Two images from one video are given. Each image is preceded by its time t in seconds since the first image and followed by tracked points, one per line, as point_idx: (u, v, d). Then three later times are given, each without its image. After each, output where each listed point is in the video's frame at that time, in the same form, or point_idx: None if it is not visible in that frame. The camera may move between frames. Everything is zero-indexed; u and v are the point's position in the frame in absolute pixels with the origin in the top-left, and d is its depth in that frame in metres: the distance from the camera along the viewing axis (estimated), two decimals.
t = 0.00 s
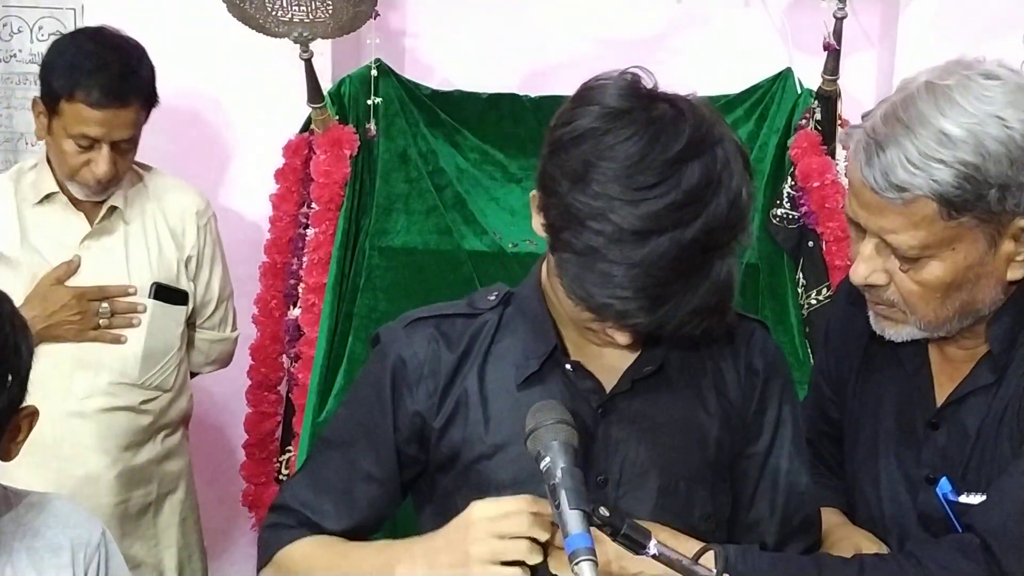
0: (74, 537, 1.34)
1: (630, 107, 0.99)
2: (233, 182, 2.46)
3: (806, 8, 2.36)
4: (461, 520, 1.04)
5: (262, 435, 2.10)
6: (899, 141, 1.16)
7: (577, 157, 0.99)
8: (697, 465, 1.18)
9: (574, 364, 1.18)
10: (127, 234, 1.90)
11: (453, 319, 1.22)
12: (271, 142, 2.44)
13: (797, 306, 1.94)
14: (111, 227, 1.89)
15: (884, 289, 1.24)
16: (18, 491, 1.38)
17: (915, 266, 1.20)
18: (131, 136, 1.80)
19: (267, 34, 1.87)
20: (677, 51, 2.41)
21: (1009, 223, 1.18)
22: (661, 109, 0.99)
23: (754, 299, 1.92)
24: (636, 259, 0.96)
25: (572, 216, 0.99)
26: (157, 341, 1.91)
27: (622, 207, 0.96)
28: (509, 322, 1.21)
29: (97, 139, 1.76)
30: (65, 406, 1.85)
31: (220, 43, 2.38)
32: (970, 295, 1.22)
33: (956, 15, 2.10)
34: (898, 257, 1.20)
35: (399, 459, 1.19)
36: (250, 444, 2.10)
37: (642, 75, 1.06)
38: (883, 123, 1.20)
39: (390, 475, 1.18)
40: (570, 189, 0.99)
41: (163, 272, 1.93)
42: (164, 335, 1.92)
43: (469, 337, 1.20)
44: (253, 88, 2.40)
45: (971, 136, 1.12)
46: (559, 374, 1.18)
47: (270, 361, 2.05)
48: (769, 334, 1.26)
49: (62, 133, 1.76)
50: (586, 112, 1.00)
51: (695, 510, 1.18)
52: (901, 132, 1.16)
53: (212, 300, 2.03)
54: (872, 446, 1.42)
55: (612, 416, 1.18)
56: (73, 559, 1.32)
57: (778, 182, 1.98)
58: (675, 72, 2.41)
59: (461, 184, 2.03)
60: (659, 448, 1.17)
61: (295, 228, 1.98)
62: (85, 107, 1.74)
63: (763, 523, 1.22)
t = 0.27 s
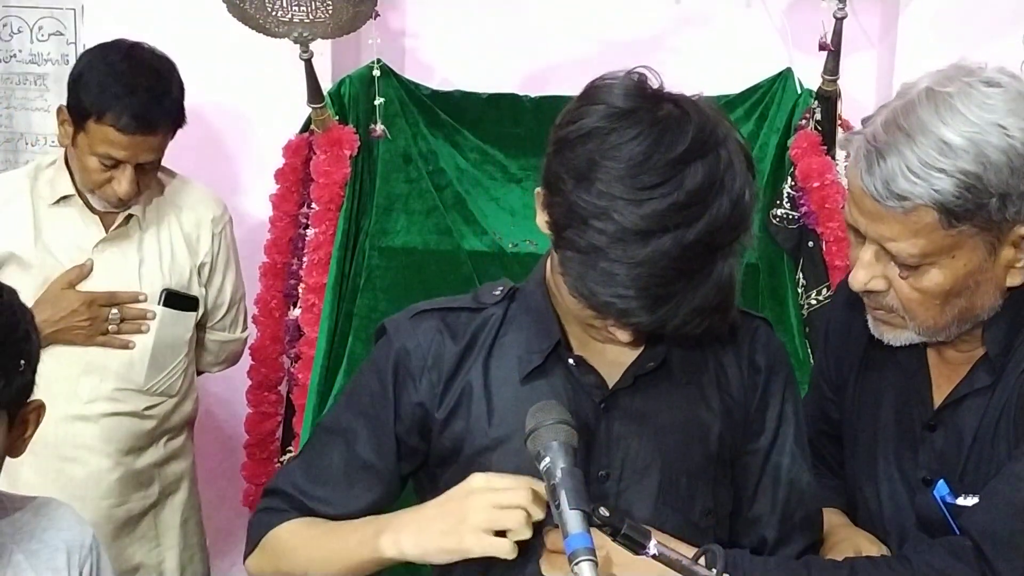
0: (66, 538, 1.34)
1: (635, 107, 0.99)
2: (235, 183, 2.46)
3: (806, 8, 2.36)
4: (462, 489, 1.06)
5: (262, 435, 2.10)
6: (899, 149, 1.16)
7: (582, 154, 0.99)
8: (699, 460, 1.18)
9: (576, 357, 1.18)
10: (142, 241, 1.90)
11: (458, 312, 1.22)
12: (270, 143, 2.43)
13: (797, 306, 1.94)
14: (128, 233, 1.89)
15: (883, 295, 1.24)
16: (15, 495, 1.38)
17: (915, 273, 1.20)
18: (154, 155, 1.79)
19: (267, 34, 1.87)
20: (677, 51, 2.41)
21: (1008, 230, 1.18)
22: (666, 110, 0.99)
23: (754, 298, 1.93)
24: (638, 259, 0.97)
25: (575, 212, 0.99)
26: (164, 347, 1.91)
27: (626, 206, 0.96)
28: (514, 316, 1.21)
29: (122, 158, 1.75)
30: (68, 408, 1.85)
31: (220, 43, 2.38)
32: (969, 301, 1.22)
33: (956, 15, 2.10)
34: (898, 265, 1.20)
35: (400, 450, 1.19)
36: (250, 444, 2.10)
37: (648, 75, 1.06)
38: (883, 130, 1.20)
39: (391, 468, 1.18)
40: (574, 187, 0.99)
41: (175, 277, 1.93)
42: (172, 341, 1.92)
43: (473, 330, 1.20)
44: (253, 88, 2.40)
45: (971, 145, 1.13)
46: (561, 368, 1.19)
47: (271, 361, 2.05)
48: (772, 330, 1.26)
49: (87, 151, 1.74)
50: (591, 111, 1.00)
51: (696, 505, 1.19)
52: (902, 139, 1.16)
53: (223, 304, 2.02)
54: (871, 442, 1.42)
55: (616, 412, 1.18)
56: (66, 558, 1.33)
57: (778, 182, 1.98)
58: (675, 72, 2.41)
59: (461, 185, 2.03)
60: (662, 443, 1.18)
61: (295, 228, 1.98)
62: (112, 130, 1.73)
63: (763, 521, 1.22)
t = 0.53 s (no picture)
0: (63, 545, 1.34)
1: (630, 103, 0.99)
2: (234, 183, 2.46)
3: (806, 8, 2.36)
4: (469, 487, 1.05)
5: (263, 435, 2.10)
6: (899, 153, 1.16)
7: (578, 150, 0.99)
8: (696, 456, 1.19)
9: (575, 353, 1.18)
10: (127, 246, 1.87)
11: (456, 309, 1.22)
12: (270, 143, 2.43)
13: (796, 306, 1.94)
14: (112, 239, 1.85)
15: (883, 297, 1.25)
16: (7, 502, 1.37)
17: (915, 276, 1.20)
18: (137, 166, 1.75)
19: (267, 34, 1.87)
20: (677, 51, 2.41)
21: (1009, 234, 1.18)
22: (661, 106, 0.99)
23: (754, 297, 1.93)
24: (633, 255, 0.97)
25: (571, 209, 0.99)
26: (154, 350, 1.89)
27: (622, 202, 0.96)
28: (512, 313, 1.21)
29: (106, 170, 1.71)
30: (63, 413, 1.81)
31: (220, 43, 2.38)
32: (969, 303, 1.22)
33: (955, 15, 2.10)
34: (898, 267, 1.20)
35: (400, 447, 1.19)
36: (250, 445, 2.10)
37: (641, 73, 1.06)
38: (883, 133, 1.20)
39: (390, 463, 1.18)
40: (570, 184, 0.99)
41: (160, 279, 1.91)
42: (161, 344, 1.90)
43: (471, 327, 1.20)
44: (253, 88, 2.40)
45: (971, 150, 1.12)
46: (560, 365, 1.19)
47: (271, 361, 2.05)
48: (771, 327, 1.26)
49: (71, 162, 1.70)
50: (587, 107, 1.00)
51: (694, 500, 1.19)
52: (902, 143, 1.16)
53: (206, 304, 2.01)
54: (871, 441, 1.42)
55: (615, 407, 1.19)
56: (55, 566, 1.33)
57: (778, 181, 1.98)
58: (675, 72, 2.41)
59: (461, 184, 2.03)
60: (662, 439, 1.18)
61: (295, 228, 1.98)
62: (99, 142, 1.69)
63: (762, 519, 1.22)
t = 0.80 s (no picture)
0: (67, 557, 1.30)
1: (624, 103, 0.99)
2: (233, 183, 2.46)
3: (806, 8, 2.36)
4: (446, 477, 1.04)
5: (262, 435, 2.09)
6: (897, 154, 1.16)
7: (571, 149, 0.99)
8: (694, 455, 1.19)
9: (574, 352, 1.18)
10: (99, 247, 1.82)
11: (454, 307, 1.22)
12: (270, 143, 2.44)
13: (797, 306, 1.94)
14: (82, 242, 1.80)
15: (882, 298, 1.25)
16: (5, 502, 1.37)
17: (914, 277, 1.20)
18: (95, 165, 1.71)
19: (267, 34, 1.87)
20: (677, 51, 2.40)
21: (1007, 235, 1.18)
22: (656, 106, 0.99)
23: (754, 297, 1.94)
24: (626, 254, 0.97)
25: (564, 208, 0.99)
26: (138, 346, 1.89)
27: (613, 202, 0.96)
28: (511, 311, 1.21)
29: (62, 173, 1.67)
30: (60, 416, 1.80)
31: (220, 43, 2.38)
32: (967, 304, 1.22)
33: (955, 15, 2.10)
34: (897, 268, 1.20)
35: (398, 446, 1.19)
36: (250, 444, 2.10)
37: (639, 73, 1.06)
38: (881, 133, 1.20)
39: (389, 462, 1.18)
40: (563, 183, 0.99)
41: (137, 275, 1.89)
42: (144, 338, 1.90)
43: (470, 325, 1.20)
44: (252, 89, 2.40)
45: (970, 151, 1.12)
46: (558, 364, 1.19)
47: (270, 361, 2.05)
48: (769, 327, 1.26)
49: (26, 169, 1.66)
50: (582, 107, 1.00)
51: (691, 499, 1.19)
52: (901, 144, 1.16)
53: (177, 294, 2.01)
54: (869, 440, 1.42)
55: (612, 406, 1.18)
56: None
57: (778, 181, 1.98)
58: (675, 72, 2.41)
59: (461, 184, 2.03)
60: (660, 438, 1.18)
61: (295, 228, 1.98)
62: (49, 147, 1.64)
63: (761, 519, 1.22)
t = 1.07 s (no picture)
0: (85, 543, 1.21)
1: (630, 104, 0.99)
2: (232, 184, 2.46)
3: (806, 9, 2.36)
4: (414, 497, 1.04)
5: (262, 436, 2.09)
6: (890, 156, 1.16)
7: (575, 147, 0.99)
8: (692, 457, 1.19)
9: (571, 353, 1.18)
10: (78, 256, 1.80)
11: (452, 307, 1.22)
12: (270, 143, 2.44)
13: (797, 306, 1.94)
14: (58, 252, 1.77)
15: (875, 299, 1.25)
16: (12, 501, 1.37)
17: (907, 278, 1.20)
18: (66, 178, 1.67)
19: (267, 33, 1.87)
20: (677, 51, 2.41)
21: (1000, 237, 1.18)
22: (662, 107, 1.00)
23: (754, 298, 1.93)
24: (627, 255, 0.96)
25: (567, 208, 0.99)
26: (122, 352, 1.88)
27: (615, 202, 0.96)
28: (509, 311, 1.20)
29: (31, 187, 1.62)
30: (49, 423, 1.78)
31: (220, 43, 2.38)
32: (961, 306, 1.22)
33: (956, 16, 2.10)
34: (890, 269, 1.20)
35: (395, 446, 1.19)
36: (250, 445, 2.10)
37: (647, 74, 1.07)
38: (875, 134, 1.20)
39: (386, 462, 1.18)
40: (566, 181, 0.99)
41: (116, 279, 1.87)
42: (127, 344, 1.89)
43: (468, 325, 1.20)
44: (252, 89, 2.40)
45: (962, 154, 1.12)
46: (556, 365, 1.18)
47: (270, 361, 2.06)
48: (767, 327, 1.25)
49: None
50: (587, 105, 1.00)
51: (687, 501, 1.19)
52: (894, 145, 1.16)
53: (158, 296, 2.00)
54: (868, 441, 1.42)
55: (609, 407, 1.18)
56: None
57: (778, 182, 1.98)
58: (675, 72, 2.41)
59: (461, 184, 2.03)
60: (659, 438, 1.18)
61: (295, 228, 1.98)
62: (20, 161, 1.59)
63: (759, 519, 1.22)
